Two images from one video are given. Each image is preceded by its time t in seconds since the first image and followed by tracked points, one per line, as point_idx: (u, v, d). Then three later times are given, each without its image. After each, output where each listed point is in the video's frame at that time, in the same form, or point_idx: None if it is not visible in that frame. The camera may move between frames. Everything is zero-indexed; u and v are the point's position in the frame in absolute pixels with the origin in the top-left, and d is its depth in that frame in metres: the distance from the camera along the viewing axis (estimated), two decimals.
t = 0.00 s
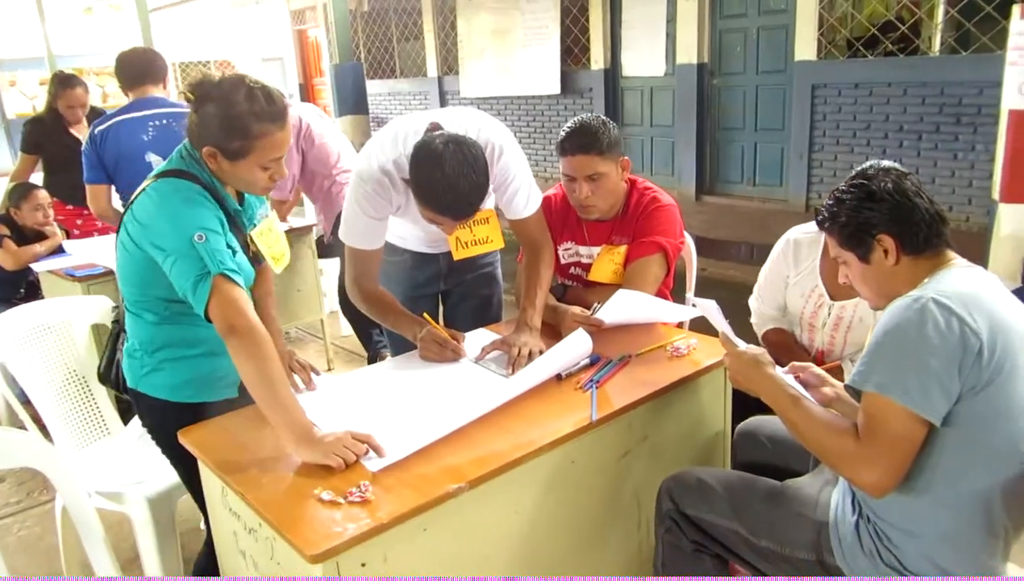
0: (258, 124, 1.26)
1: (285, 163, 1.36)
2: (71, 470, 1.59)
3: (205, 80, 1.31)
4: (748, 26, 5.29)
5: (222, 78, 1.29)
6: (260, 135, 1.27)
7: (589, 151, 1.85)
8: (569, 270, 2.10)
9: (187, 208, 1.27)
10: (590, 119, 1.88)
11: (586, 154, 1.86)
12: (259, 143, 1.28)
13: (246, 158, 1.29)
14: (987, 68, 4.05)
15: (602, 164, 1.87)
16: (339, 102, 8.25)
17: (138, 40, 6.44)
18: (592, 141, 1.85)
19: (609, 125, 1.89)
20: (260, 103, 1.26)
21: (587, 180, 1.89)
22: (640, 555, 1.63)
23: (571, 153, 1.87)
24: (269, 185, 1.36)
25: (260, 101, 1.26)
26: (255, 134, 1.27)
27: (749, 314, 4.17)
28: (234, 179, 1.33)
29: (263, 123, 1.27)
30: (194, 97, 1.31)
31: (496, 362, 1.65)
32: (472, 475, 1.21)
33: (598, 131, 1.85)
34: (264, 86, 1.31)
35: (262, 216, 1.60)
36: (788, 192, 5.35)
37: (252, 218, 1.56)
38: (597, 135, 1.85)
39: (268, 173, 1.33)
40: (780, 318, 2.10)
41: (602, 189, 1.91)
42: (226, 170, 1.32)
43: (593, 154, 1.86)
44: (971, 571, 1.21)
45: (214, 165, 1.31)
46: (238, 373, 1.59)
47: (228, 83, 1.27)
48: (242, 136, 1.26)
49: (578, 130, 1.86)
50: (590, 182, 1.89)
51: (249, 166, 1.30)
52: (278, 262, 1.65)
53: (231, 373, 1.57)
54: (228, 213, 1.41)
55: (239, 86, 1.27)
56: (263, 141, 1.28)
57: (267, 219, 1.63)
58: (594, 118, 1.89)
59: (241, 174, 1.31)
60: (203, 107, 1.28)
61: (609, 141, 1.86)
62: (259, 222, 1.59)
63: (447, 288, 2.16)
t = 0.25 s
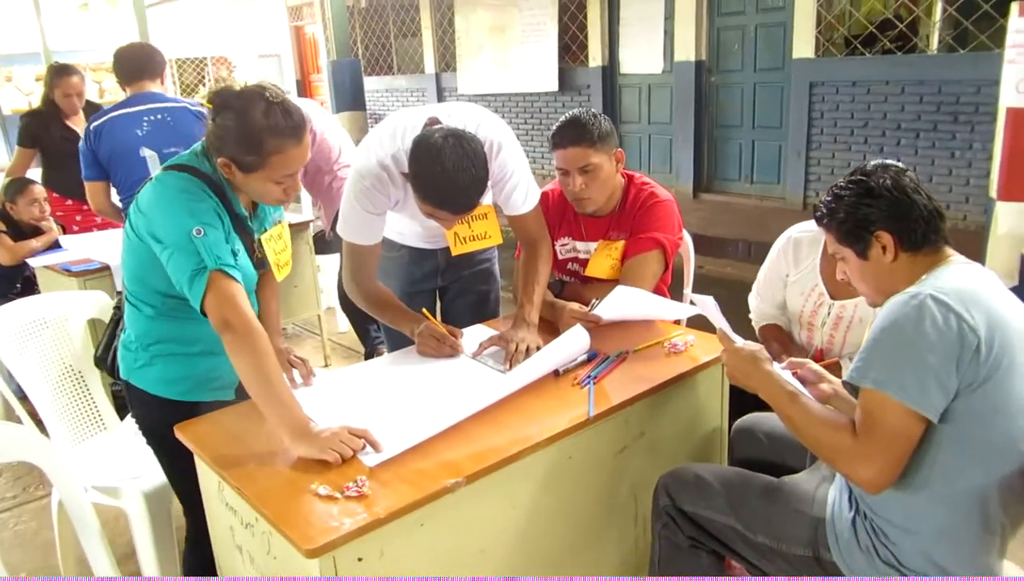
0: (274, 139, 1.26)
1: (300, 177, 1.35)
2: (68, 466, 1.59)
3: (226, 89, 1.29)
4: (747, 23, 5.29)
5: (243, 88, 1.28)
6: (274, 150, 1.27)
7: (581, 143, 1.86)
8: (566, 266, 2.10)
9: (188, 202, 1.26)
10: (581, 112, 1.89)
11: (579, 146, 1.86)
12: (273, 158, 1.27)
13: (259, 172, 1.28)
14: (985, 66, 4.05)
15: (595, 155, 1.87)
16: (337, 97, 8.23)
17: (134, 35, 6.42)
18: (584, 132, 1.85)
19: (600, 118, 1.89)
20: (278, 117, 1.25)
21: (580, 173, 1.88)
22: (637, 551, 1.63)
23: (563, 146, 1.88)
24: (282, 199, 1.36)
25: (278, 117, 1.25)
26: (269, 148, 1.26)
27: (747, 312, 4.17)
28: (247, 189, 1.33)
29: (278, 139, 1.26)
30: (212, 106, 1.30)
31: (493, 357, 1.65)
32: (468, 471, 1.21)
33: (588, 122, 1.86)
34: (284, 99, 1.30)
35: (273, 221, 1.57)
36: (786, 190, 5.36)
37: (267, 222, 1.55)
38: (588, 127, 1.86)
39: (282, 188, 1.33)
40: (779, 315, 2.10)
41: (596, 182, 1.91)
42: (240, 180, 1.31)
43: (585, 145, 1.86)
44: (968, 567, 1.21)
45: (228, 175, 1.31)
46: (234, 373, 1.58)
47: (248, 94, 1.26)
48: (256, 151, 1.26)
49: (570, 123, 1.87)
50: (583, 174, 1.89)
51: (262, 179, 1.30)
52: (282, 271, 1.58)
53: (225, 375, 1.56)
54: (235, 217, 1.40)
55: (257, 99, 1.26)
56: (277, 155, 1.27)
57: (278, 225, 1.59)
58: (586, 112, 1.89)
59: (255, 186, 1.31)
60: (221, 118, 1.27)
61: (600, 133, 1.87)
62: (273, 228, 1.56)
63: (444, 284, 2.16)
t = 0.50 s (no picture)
0: (288, 156, 1.26)
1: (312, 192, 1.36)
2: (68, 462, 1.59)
3: (241, 100, 1.29)
4: (747, 19, 5.27)
5: (259, 99, 1.28)
6: (290, 166, 1.27)
7: (579, 137, 1.85)
8: (567, 262, 2.10)
9: (186, 198, 1.26)
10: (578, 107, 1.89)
11: (578, 140, 1.86)
12: (286, 174, 1.27)
13: (272, 186, 1.28)
14: (986, 62, 4.05)
15: (594, 149, 1.86)
16: (337, 93, 8.60)
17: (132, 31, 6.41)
18: (582, 126, 1.85)
19: (598, 113, 1.89)
20: (292, 130, 1.25)
21: (579, 168, 1.88)
22: (637, 547, 1.63)
23: (562, 141, 1.88)
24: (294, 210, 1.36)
25: (293, 132, 1.25)
26: (282, 163, 1.26)
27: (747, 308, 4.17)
28: (259, 202, 1.33)
29: (292, 155, 1.26)
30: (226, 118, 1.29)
31: (493, 353, 1.64)
32: (468, 466, 1.21)
33: (586, 117, 1.86)
34: (300, 113, 1.29)
35: (284, 227, 1.56)
36: (786, 186, 5.35)
37: (277, 227, 1.54)
38: (586, 122, 1.85)
39: (295, 203, 1.33)
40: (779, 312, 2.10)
41: (595, 176, 1.90)
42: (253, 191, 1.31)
43: (582, 140, 1.86)
44: (969, 562, 1.21)
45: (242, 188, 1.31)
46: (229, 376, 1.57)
47: (264, 107, 1.26)
48: (269, 166, 1.26)
49: (568, 119, 1.87)
50: (582, 169, 1.88)
51: (275, 194, 1.30)
52: (292, 278, 1.57)
53: (221, 378, 1.56)
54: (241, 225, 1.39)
55: (273, 112, 1.25)
56: (290, 171, 1.27)
57: (290, 231, 1.58)
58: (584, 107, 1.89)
59: (268, 201, 1.32)
60: (236, 130, 1.26)
61: (598, 127, 1.87)
62: (284, 234, 1.55)
63: (444, 280, 2.15)
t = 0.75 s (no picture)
0: (293, 160, 1.25)
1: (316, 195, 1.36)
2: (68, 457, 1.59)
3: (246, 101, 1.28)
4: (748, 15, 5.26)
5: (264, 101, 1.27)
6: (294, 171, 1.26)
7: (580, 133, 1.85)
8: (567, 258, 2.10)
9: (186, 194, 1.26)
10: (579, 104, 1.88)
11: (579, 136, 1.85)
12: (290, 177, 1.26)
13: (277, 190, 1.28)
14: (987, 58, 4.05)
15: (595, 145, 1.86)
16: (337, 88, 8.60)
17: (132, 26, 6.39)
18: (583, 123, 1.85)
19: (599, 109, 1.89)
20: (298, 135, 1.25)
21: (580, 164, 1.87)
22: (636, 544, 1.63)
23: (562, 137, 1.87)
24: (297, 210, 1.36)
25: (300, 136, 1.25)
26: (286, 168, 1.25)
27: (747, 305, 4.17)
28: (263, 203, 1.33)
29: (296, 160, 1.26)
30: (232, 120, 1.28)
31: (494, 349, 1.64)
32: (468, 462, 1.21)
33: (588, 114, 1.85)
34: (306, 117, 1.29)
35: (288, 226, 1.56)
36: (786, 183, 5.35)
37: (281, 226, 1.54)
38: (588, 118, 1.85)
39: (298, 205, 1.33)
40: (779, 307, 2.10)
41: (596, 172, 1.90)
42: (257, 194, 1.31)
43: (584, 136, 1.85)
44: (968, 559, 1.21)
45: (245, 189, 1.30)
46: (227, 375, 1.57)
47: (269, 111, 1.25)
48: (274, 171, 1.25)
49: (569, 115, 1.86)
50: (583, 165, 1.88)
51: (279, 197, 1.30)
52: (297, 277, 1.56)
53: (220, 376, 1.56)
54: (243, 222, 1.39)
55: (279, 116, 1.25)
56: (294, 175, 1.27)
57: (294, 230, 1.58)
58: (585, 103, 1.89)
59: (272, 204, 1.32)
60: (240, 132, 1.26)
61: (599, 123, 1.86)
62: (287, 233, 1.54)
63: (443, 275, 2.15)
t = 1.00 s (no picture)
0: (292, 157, 1.25)
1: (315, 191, 1.36)
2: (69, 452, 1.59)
3: (244, 96, 1.28)
4: (749, 10, 5.25)
5: (263, 97, 1.26)
6: (292, 167, 1.26)
7: (581, 128, 1.85)
8: (568, 253, 2.09)
9: (184, 190, 1.25)
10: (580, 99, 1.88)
11: (579, 131, 1.85)
12: (289, 173, 1.26)
13: (275, 186, 1.28)
14: (988, 53, 4.03)
15: (595, 140, 1.85)
16: (337, 85, 8.19)
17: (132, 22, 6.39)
18: (583, 118, 1.84)
19: (600, 104, 1.88)
20: (296, 132, 1.25)
21: (580, 159, 1.87)
22: (636, 539, 1.63)
23: (563, 133, 1.87)
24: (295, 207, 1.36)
25: (298, 132, 1.25)
26: (284, 164, 1.25)
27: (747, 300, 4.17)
28: (261, 198, 1.33)
29: (295, 156, 1.25)
30: (230, 116, 1.28)
31: (494, 344, 1.64)
32: (468, 456, 1.21)
33: (588, 109, 1.85)
34: (304, 113, 1.28)
35: (287, 221, 1.56)
36: (787, 178, 5.36)
37: (280, 222, 1.54)
38: (588, 113, 1.84)
39: (297, 201, 1.33)
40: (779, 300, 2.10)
41: (596, 167, 1.89)
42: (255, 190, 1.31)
43: (584, 131, 1.85)
44: (968, 552, 1.21)
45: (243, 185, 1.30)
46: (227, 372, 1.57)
47: (268, 107, 1.24)
48: (272, 167, 1.25)
49: (570, 109, 1.86)
50: (583, 160, 1.87)
51: (278, 193, 1.30)
52: (297, 273, 1.57)
53: (220, 373, 1.56)
54: (242, 218, 1.38)
55: (278, 112, 1.25)
56: (293, 172, 1.27)
57: (294, 225, 1.58)
58: (586, 98, 1.88)
59: (270, 200, 1.32)
60: (239, 128, 1.25)
61: (600, 118, 1.86)
62: (287, 228, 1.54)
63: (444, 271, 2.15)
